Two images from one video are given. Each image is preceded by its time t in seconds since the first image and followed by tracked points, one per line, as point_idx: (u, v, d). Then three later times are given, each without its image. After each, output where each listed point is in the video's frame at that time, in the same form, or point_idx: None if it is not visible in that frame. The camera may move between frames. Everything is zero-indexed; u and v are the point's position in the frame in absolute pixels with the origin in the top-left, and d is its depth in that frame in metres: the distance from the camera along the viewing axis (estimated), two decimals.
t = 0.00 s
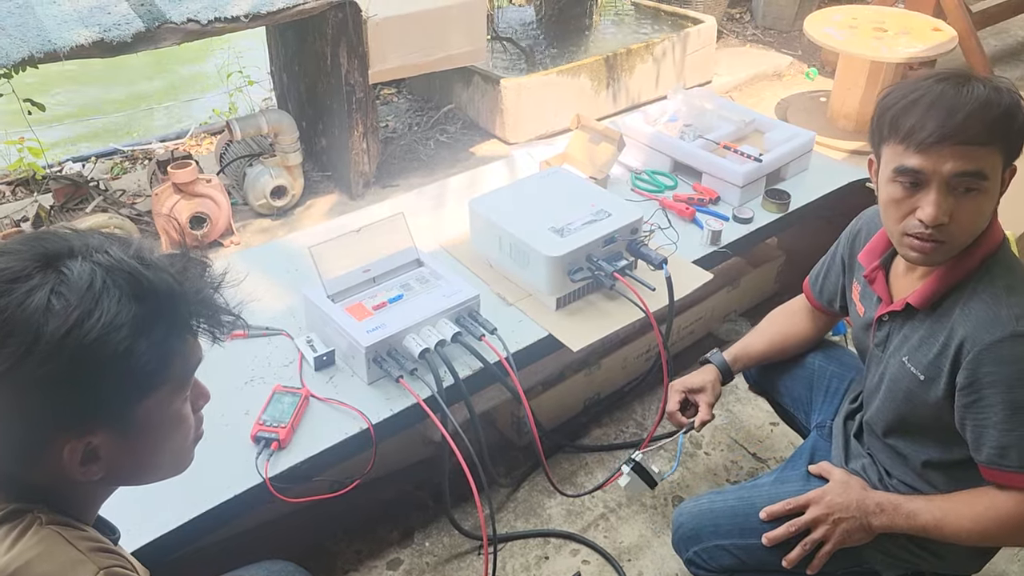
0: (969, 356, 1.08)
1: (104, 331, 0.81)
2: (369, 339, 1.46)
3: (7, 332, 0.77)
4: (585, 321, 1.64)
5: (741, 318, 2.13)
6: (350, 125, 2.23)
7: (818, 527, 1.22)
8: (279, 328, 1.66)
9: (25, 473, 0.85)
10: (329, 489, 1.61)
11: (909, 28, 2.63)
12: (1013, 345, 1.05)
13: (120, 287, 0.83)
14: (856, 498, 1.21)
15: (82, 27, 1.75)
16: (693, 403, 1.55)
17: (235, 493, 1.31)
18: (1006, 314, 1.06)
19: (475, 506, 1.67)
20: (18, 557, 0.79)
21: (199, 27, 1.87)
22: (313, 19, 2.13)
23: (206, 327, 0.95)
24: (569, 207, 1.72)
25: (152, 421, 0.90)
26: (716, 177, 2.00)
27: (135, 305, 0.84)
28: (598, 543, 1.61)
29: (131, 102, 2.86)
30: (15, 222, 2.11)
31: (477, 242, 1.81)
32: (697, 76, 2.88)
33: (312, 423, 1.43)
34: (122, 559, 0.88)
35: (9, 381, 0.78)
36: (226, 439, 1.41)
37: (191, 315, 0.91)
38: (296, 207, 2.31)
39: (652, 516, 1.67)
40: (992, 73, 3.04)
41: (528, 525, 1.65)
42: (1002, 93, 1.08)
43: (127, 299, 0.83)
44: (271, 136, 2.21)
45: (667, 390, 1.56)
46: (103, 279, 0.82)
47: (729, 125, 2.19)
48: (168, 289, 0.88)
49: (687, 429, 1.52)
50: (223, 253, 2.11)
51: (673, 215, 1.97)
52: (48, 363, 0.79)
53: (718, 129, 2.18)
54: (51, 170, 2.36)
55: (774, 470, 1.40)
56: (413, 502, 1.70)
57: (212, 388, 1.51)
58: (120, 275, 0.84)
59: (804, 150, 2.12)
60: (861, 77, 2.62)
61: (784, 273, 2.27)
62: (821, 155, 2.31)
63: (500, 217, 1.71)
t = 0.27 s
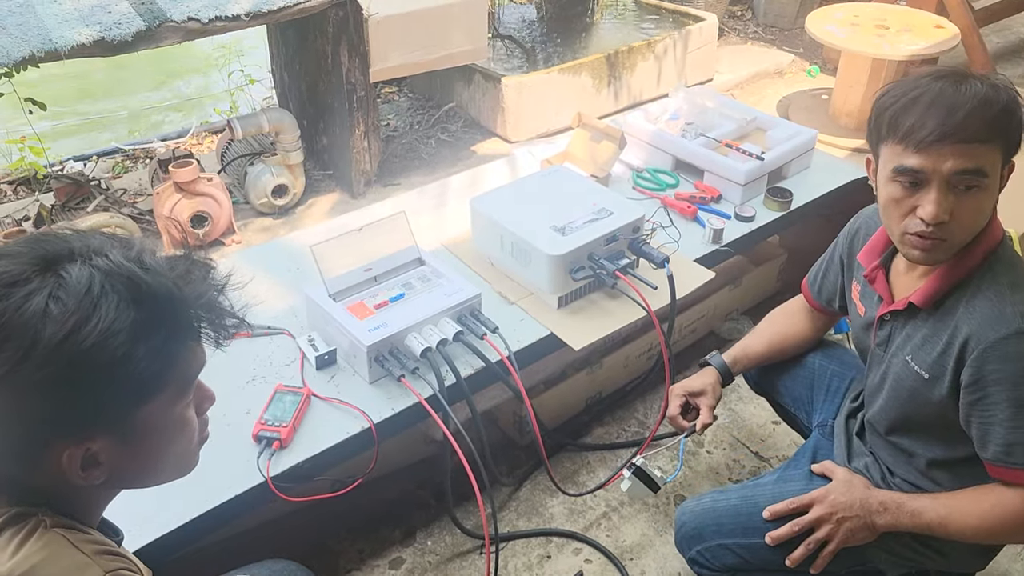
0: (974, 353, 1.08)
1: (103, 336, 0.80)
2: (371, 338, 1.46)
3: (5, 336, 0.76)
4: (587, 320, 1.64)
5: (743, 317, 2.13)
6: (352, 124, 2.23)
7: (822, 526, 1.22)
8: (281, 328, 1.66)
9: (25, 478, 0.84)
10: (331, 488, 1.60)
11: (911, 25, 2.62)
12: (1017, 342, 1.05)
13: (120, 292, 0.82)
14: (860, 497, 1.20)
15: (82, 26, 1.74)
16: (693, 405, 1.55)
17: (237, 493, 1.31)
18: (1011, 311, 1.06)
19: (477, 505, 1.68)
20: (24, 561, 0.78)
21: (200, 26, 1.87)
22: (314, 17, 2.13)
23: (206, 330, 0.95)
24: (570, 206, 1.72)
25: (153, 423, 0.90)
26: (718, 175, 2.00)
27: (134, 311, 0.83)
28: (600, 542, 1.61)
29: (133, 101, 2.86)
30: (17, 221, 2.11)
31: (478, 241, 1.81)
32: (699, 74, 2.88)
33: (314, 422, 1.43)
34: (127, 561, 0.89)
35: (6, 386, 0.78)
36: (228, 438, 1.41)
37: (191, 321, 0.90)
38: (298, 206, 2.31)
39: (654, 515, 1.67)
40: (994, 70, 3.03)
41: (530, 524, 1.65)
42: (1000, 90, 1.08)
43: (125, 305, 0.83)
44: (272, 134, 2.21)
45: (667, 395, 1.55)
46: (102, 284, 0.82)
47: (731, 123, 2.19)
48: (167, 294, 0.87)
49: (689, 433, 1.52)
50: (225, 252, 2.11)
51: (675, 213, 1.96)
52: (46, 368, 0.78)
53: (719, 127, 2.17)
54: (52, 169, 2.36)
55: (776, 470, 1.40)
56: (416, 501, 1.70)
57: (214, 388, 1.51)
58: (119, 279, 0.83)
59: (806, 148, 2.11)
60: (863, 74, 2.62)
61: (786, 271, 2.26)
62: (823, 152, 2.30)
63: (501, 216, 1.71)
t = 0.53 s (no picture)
0: (980, 350, 1.07)
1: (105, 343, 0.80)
2: (372, 337, 1.46)
3: (12, 341, 0.77)
4: (588, 318, 1.64)
5: (745, 315, 2.13)
6: (352, 122, 2.22)
7: (827, 526, 1.21)
8: (282, 326, 1.66)
9: (32, 481, 0.84)
10: (332, 487, 1.60)
11: (913, 22, 2.62)
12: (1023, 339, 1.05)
13: (127, 298, 0.82)
14: (865, 496, 1.20)
15: (82, 24, 1.74)
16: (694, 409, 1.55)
17: (238, 492, 1.31)
18: (1016, 308, 1.05)
19: (478, 504, 1.67)
20: (36, 562, 0.79)
21: (200, 24, 1.86)
22: (315, 15, 2.12)
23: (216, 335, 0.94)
24: (571, 204, 1.71)
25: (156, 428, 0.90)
26: (720, 172, 2.00)
27: (139, 318, 0.82)
28: (602, 540, 1.61)
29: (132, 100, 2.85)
30: (18, 220, 2.11)
31: (479, 239, 1.80)
32: (700, 72, 2.87)
33: (315, 421, 1.43)
34: (139, 561, 0.89)
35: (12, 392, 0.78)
36: (229, 437, 1.41)
37: (199, 327, 0.90)
38: (298, 204, 2.30)
39: (655, 513, 1.67)
40: (996, 67, 3.03)
41: (531, 522, 1.65)
42: (1000, 87, 1.07)
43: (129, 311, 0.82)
44: (273, 133, 2.20)
45: (667, 399, 1.55)
46: (110, 289, 0.81)
47: (732, 120, 2.18)
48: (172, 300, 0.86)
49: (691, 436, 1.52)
50: (225, 250, 2.11)
51: (676, 210, 1.96)
52: (49, 375, 0.78)
53: (721, 125, 2.17)
54: (52, 168, 2.36)
55: (780, 469, 1.40)
56: (417, 499, 1.70)
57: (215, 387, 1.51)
58: (127, 285, 0.83)
59: (807, 146, 2.11)
60: (865, 71, 2.61)
61: (787, 269, 2.26)
62: (824, 150, 2.30)
63: (502, 214, 1.70)
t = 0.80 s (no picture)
0: (986, 349, 1.07)
1: (127, 355, 0.76)
2: (373, 336, 1.45)
3: (34, 345, 0.74)
4: (589, 316, 1.64)
5: (746, 313, 2.12)
6: (353, 120, 2.22)
7: (831, 526, 1.21)
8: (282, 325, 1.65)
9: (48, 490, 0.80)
10: (333, 486, 1.60)
11: (914, 20, 2.61)
12: None
13: (150, 308, 0.78)
14: (869, 497, 1.20)
15: (82, 22, 1.74)
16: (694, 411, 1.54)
17: (239, 491, 1.31)
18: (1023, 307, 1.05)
19: (479, 502, 1.67)
20: None
21: (200, 22, 1.86)
22: (315, 13, 2.12)
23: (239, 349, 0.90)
24: (572, 202, 1.71)
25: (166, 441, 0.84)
26: (721, 170, 1.99)
27: (165, 331, 0.78)
28: (603, 539, 1.61)
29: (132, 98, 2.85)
30: (18, 218, 2.10)
31: (480, 237, 1.80)
32: (700, 69, 2.86)
33: (317, 420, 1.43)
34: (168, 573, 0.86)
35: (29, 400, 0.74)
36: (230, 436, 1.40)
37: (225, 341, 0.85)
38: (299, 202, 2.30)
39: (657, 511, 1.67)
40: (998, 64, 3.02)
41: (532, 521, 1.65)
42: (1004, 85, 1.07)
43: (158, 322, 0.78)
44: (273, 131, 2.20)
45: (668, 401, 1.54)
46: (134, 298, 0.77)
47: (734, 118, 2.18)
48: (204, 314, 0.82)
49: (692, 438, 1.52)
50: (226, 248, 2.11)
51: (677, 208, 1.96)
52: (74, 386, 0.74)
53: (722, 122, 2.16)
54: (53, 166, 2.36)
55: (782, 469, 1.40)
56: (418, 497, 1.70)
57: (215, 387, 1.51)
58: (152, 295, 0.78)
59: (809, 143, 2.10)
60: (866, 69, 2.60)
61: (788, 267, 2.26)
62: (825, 147, 2.29)
63: (502, 212, 1.70)
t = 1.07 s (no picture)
0: (989, 350, 1.07)
1: (112, 448, 0.66)
2: (373, 335, 1.45)
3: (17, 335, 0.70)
4: (589, 315, 1.63)
5: (747, 312, 2.12)
6: (353, 118, 2.22)
7: (832, 527, 1.21)
8: (282, 323, 1.65)
9: None
10: (333, 485, 1.60)
11: (916, 18, 2.60)
12: None
13: (97, 345, 0.67)
14: (871, 497, 1.19)
15: (81, 21, 1.73)
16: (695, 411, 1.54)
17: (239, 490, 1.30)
18: None
19: (479, 501, 1.67)
20: None
21: (200, 20, 1.85)
22: (315, 11, 2.11)
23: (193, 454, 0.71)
24: (572, 201, 1.70)
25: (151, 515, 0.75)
26: (722, 169, 1.99)
27: (154, 438, 0.67)
28: (604, 538, 1.60)
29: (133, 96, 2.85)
30: (17, 216, 2.10)
31: (480, 236, 1.79)
32: (702, 68, 2.86)
33: (316, 419, 1.43)
34: None
35: None
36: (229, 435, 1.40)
37: (156, 422, 0.67)
38: (299, 201, 2.30)
39: (657, 511, 1.66)
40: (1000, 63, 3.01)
41: (532, 520, 1.64)
42: (1008, 84, 1.06)
43: (145, 433, 0.67)
44: (273, 129, 2.19)
45: (669, 400, 1.54)
46: (94, 330, 0.67)
47: (735, 116, 2.17)
48: (204, 427, 0.70)
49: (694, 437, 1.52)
50: (226, 247, 2.11)
51: (678, 207, 1.95)
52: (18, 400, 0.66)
53: (723, 121, 2.16)
54: (53, 165, 2.36)
55: (784, 469, 1.39)
56: (418, 496, 1.70)
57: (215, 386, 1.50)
58: (112, 335, 0.67)
59: (811, 142, 2.10)
60: (867, 67, 2.60)
61: (789, 265, 2.25)
62: (827, 146, 2.29)
63: (502, 211, 1.70)
